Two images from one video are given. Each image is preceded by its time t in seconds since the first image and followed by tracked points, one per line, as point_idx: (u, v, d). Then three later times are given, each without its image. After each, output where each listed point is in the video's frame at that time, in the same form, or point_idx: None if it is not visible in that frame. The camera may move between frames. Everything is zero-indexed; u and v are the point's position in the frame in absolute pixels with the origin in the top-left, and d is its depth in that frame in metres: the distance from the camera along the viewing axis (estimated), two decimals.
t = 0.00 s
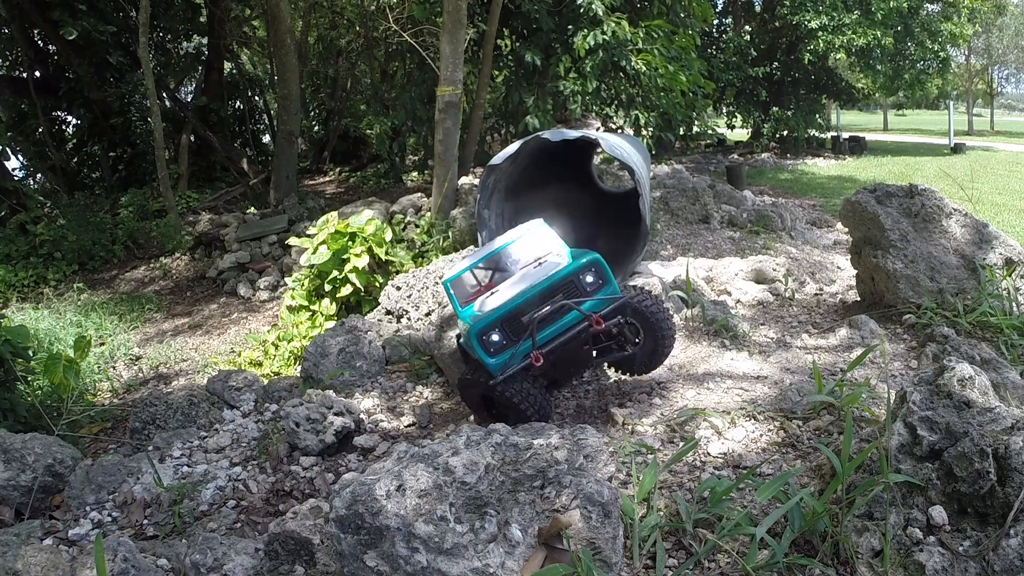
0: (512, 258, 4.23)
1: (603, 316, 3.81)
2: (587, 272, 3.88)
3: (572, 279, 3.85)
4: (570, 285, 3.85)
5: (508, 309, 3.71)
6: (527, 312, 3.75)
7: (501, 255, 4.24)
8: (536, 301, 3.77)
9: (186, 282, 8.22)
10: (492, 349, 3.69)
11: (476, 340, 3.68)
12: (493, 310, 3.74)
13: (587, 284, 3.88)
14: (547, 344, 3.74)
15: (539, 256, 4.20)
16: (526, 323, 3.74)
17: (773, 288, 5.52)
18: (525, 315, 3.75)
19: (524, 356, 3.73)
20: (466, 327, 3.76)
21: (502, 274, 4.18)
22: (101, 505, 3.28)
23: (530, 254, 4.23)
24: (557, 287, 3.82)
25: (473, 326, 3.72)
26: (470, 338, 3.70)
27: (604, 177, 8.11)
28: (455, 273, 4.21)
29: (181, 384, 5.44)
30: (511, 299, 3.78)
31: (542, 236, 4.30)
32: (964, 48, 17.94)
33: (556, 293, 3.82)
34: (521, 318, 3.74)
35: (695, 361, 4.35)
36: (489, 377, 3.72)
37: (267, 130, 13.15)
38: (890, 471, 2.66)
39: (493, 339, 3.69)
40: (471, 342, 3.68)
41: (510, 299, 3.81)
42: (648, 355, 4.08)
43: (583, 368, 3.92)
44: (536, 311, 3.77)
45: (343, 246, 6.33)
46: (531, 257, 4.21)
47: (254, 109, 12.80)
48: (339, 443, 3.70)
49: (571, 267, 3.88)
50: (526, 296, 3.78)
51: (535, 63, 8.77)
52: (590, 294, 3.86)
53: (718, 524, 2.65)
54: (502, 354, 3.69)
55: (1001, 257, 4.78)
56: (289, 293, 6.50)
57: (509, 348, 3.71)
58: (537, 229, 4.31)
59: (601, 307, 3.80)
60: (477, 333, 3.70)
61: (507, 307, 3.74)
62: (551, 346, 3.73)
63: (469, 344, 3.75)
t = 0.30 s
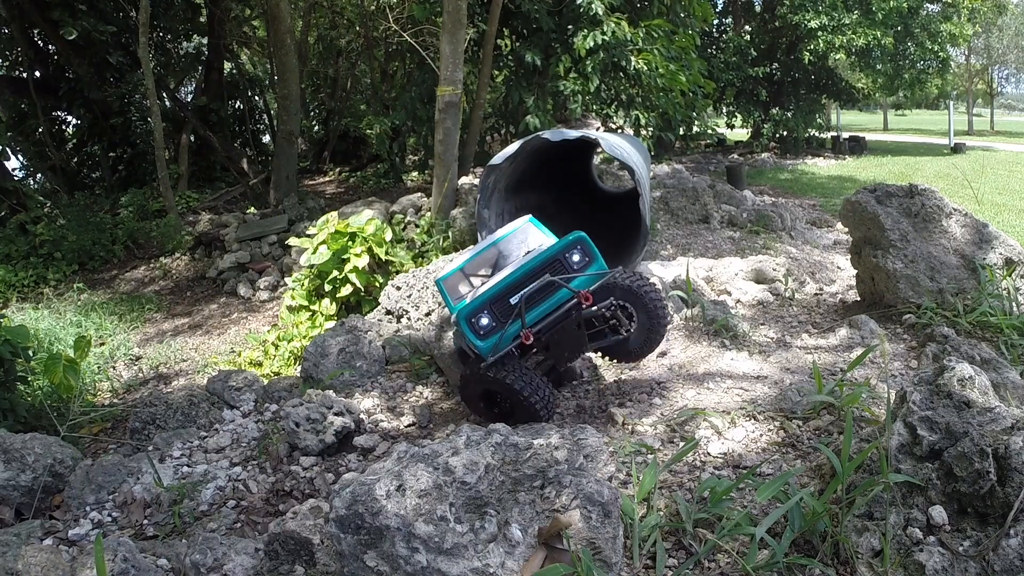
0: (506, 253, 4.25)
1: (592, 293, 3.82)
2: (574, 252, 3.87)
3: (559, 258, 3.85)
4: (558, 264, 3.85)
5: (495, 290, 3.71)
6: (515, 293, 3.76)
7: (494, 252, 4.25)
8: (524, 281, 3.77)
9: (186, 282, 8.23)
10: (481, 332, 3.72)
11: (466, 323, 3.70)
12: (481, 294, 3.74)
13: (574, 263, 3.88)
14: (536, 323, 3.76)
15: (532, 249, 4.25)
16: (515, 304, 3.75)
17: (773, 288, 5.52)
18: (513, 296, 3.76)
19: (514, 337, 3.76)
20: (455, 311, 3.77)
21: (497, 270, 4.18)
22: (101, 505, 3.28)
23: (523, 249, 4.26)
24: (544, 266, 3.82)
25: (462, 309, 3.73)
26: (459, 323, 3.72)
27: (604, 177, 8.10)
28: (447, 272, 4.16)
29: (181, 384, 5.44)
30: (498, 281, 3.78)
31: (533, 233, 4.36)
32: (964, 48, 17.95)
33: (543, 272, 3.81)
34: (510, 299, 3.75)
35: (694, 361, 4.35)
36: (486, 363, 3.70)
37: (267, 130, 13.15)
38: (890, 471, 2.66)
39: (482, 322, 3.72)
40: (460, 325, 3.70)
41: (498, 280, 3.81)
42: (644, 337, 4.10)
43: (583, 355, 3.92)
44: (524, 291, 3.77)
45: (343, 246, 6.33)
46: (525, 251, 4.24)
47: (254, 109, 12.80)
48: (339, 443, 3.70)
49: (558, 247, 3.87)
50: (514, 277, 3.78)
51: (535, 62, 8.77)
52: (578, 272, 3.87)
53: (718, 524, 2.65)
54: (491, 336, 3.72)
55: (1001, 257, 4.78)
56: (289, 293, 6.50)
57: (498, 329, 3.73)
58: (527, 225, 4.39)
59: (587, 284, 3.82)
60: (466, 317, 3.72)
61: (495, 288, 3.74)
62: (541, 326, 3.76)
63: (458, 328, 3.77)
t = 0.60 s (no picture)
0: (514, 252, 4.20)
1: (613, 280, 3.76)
2: (594, 239, 3.75)
3: (579, 245, 3.74)
4: (579, 251, 3.74)
5: (514, 278, 3.59)
6: (534, 281, 3.63)
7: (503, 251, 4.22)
8: (544, 268, 3.65)
9: (186, 282, 8.23)
10: (501, 320, 3.58)
11: (486, 311, 3.56)
12: (500, 282, 3.60)
13: (594, 250, 3.77)
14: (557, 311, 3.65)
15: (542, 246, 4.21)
16: (535, 292, 3.63)
17: (773, 288, 5.52)
18: (533, 284, 3.63)
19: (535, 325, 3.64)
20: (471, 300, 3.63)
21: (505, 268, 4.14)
22: (101, 505, 3.28)
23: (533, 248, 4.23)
24: (565, 253, 3.70)
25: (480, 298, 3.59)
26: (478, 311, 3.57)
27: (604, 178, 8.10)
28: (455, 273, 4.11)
29: (181, 384, 5.44)
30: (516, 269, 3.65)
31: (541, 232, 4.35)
32: (964, 48, 17.95)
33: (563, 261, 3.70)
34: (529, 287, 3.63)
35: (694, 361, 4.35)
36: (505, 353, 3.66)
37: (267, 130, 13.15)
38: (890, 471, 2.66)
39: (501, 310, 3.58)
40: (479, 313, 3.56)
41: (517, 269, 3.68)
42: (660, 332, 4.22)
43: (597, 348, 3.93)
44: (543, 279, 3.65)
45: (343, 246, 6.33)
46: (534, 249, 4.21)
47: (255, 109, 12.80)
48: (339, 442, 3.70)
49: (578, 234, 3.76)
50: (533, 264, 3.65)
51: (535, 62, 8.78)
52: (599, 259, 3.76)
53: (718, 524, 2.65)
54: (511, 324, 3.58)
55: (1001, 257, 4.78)
56: (289, 293, 6.50)
57: (519, 317, 3.60)
58: (536, 223, 4.38)
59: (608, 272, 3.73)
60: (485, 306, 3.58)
61: (514, 276, 3.62)
62: (563, 314, 3.67)
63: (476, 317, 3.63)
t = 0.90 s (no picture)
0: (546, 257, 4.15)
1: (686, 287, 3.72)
2: (661, 249, 3.77)
3: (649, 253, 3.72)
4: (648, 258, 3.71)
5: (588, 280, 3.48)
6: (608, 285, 3.52)
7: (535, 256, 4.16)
8: (617, 273, 3.57)
9: (186, 282, 8.23)
10: (575, 324, 3.42)
11: (558, 315, 3.39)
12: (571, 286, 3.48)
13: (662, 258, 3.77)
14: (634, 316, 3.51)
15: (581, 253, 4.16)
16: (608, 296, 3.51)
17: (773, 288, 5.52)
18: (606, 288, 3.52)
19: (610, 331, 3.47)
20: (537, 307, 3.47)
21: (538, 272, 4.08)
22: (101, 505, 3.28)
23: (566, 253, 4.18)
24: (635, 259, 3.66)
25: (552, 301, 3.43)
26: (549, 315, 3.40)
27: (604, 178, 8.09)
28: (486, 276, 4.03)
29: (181, 384, 5.44)
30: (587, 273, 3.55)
31: (579, 234, 4.30)
32: (965, 47, 17.95)
33: (634, 266, 3.65)
34: (603, 291, 3.51)
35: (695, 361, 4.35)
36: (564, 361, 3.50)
37: (267, 130, 13.15)
38: (890, 471, 2.66)
39: (576, 313, 3.42)
40: (551, 317, 3.39)
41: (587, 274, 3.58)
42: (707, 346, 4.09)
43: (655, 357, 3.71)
44: (617, 284, 3.56)
45: (343, 246, 6.33)
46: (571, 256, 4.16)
47: (255, 109, 12.80)
48: (339, 443, 3.70)
49: (646, 241, 3.76)
50: (605, 269, 3.57)
51: (535, 62, 8.78)
52: (668, 267, 3.74)
53: (718, 524, 2.65)
54: (585, 329, 3.42)
55: (1001, 257, 4.79)
56: (289, 293, 6.50)
57: (593, 323, 3.44)
58: (573, 225, 4.33)
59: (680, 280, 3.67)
60: (558, 309, 3.41)
61: (587, 280, 3.50)
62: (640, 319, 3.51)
63: (548, 324, 3.43)
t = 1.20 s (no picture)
0: (613, 259, 3.74)
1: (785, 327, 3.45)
2: (770, 280, 3.43)
3: (760, 284, 3.38)
4: (758, 289, 3.37)
5: (708, 300, 3.08)
6: (723, 309, 3.14)
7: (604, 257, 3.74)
8: (733, 298, 3.20)
9: (186, 282, 8.23)
10: (688, 346, 3.01)
11: (677, 335, 2.98)
12: (690, 303, 3.07)
13: (770, 291, 3.45)
14: (739, 347, 3.16)
15: (653, 267, 3.80)
16: (722, 321, 3.14)
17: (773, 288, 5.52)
18: (720, 313, 3.14)
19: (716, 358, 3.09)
20: (649, 321, 3.04)
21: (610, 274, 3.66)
22: (101, 505, 3.28)
23: (634, 260, 3.80)
24: (749, 287, 3.30)
25: (667, 316, 3.00)
26: (666, 334, 2.98)
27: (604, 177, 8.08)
28: (549, 260, 3.58)
29: (181, 384, 5.43)
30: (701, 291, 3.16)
31: (647, 242, 3.92)
32: (964, 47, 17.97)
33: (747, 295, 3.29)
34: (717, 314, 3.12)
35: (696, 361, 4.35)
36: (648, 359, 3.13)
37: (267, 130, 13.15)
38: (889, 471, 2.66)
39: (691, 334, 3.01)
40: (668, 335, 2.98)
41: (700, 292, 3.18)
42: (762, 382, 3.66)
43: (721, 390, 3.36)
44: (729, 310, 3.18)
45: (343, 246, 6.32)
46: (640, 265, 3.78)
47: (255, 109, 12.80)
48: (339, 442, 3.69)
49: (757, 269, 3.41)
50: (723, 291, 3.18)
51: (535, 62, 8.78)
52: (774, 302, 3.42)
53: (718, 524, 2.65)
54: (699, 354, 3.03)
55: (1001, 257, 4.80)
56: (289, 293, 6.51)
57: (707, 348, 3.06)
58: (643, 234, 3.96)
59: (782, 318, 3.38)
60: (674, 326, 2.99)
61: (705, 300, 3.10)
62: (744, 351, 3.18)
63: (659, 339, 3.01)
